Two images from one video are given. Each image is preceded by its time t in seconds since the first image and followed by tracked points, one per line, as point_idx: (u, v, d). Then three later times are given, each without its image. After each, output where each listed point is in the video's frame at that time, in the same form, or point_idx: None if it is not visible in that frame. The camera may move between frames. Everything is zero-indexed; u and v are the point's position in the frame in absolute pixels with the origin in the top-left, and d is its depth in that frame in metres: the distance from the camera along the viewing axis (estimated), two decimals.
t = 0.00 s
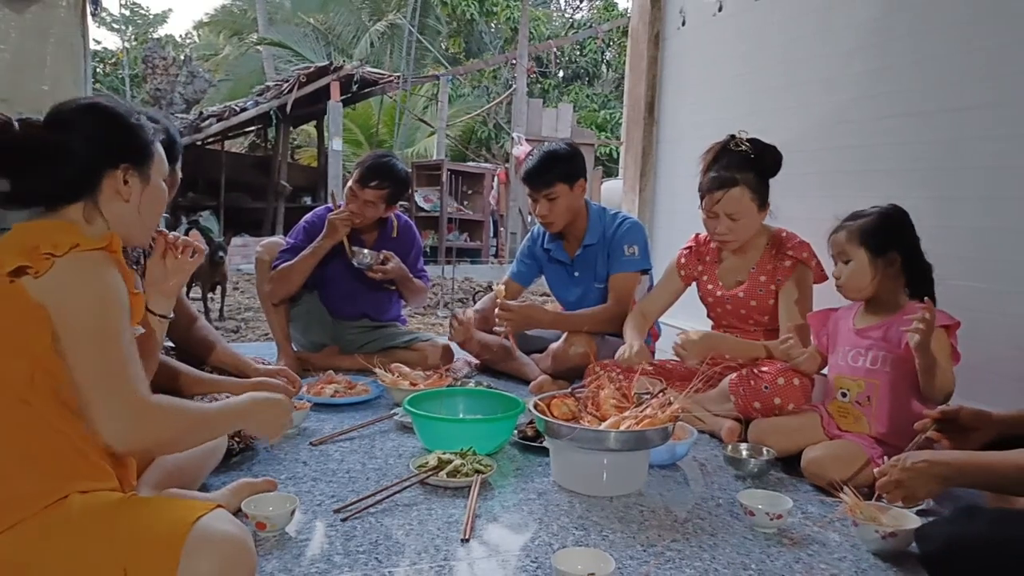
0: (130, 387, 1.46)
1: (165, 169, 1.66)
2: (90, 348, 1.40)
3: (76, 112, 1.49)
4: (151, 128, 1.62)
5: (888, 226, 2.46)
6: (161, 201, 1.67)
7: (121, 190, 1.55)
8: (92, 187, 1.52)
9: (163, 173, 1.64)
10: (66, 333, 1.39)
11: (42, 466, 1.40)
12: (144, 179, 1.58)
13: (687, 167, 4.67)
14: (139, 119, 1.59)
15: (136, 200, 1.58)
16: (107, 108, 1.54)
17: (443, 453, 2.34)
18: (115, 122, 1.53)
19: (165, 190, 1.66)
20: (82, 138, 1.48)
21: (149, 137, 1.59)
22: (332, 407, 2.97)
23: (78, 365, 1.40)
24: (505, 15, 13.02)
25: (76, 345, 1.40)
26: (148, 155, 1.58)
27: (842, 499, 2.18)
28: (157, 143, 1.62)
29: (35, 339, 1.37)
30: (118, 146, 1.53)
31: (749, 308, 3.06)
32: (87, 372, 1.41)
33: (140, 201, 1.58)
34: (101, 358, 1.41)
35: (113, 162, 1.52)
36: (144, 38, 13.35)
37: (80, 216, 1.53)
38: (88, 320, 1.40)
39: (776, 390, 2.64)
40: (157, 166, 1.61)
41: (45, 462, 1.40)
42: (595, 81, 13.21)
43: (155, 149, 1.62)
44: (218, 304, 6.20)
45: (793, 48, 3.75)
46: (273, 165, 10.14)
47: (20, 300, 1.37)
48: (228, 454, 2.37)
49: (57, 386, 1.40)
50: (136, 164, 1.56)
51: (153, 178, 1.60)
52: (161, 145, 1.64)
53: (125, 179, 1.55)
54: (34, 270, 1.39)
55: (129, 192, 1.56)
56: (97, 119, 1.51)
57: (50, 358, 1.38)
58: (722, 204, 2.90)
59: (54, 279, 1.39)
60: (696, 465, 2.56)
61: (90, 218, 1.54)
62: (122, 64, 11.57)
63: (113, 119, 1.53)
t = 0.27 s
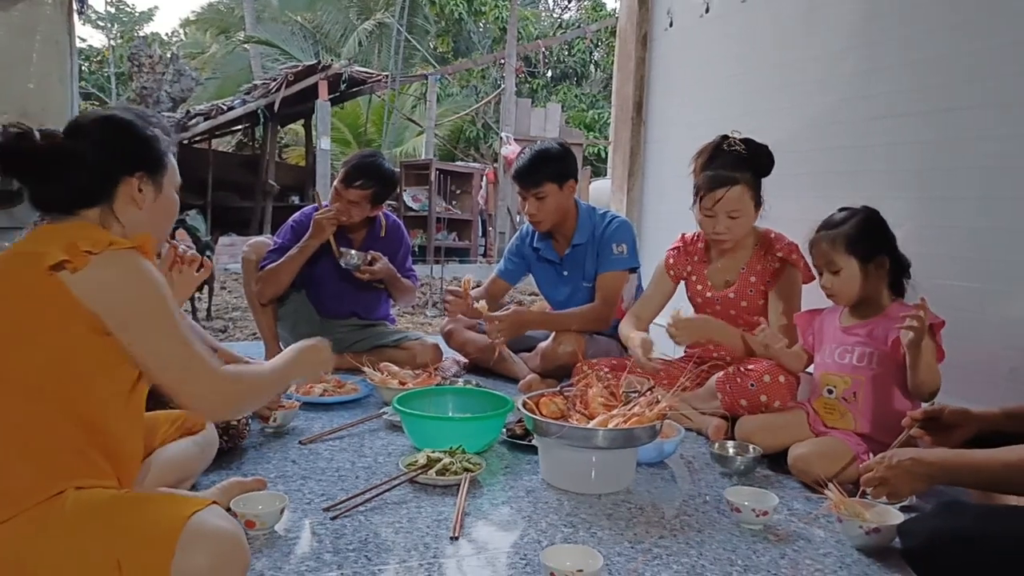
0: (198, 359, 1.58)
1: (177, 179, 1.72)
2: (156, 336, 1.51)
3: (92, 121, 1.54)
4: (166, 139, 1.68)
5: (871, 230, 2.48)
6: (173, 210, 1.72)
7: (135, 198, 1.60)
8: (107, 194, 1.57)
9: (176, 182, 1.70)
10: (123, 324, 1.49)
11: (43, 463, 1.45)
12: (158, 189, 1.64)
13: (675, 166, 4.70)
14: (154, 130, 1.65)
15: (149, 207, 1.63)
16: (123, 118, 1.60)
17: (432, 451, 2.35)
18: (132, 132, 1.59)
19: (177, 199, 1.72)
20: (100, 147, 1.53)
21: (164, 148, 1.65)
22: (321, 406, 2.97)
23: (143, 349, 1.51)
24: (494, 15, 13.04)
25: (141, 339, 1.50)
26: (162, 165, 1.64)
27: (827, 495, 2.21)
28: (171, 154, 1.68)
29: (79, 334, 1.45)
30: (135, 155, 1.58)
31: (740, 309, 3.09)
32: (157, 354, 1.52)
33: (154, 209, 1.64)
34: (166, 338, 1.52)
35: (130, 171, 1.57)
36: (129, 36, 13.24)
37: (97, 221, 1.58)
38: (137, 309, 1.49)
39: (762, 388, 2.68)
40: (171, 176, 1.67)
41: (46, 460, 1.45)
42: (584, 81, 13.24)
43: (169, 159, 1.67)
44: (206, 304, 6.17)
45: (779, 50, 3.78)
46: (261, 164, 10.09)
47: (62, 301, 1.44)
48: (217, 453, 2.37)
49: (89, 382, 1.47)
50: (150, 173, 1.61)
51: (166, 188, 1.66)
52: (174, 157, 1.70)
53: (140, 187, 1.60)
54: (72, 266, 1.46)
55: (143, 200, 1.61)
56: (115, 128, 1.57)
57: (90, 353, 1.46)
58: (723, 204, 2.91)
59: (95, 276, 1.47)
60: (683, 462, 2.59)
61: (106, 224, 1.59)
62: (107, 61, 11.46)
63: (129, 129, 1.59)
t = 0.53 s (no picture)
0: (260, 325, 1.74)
1: (192, 192, 1.79)
2: (213, 317, 1.66)
3: (116, 134, 1.61)
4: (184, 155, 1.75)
5: (859, 231, 2.49)
6: (185, 219, 1.79)
7: (152, 206, 1.67)
8: (123, 203, 1.63)
9: (190, 196, 1.78)
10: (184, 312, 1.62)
11: (53, 458, 1.51)
12: (173, 200, 1.71)
13: (667, 167, 4.71)
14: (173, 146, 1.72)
15: (164, 217, 1.70)
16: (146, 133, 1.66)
17: (425, 452, 2.35)
18: (153, 147, 1.65)
19: (190, 210, 1.79)
20: (122, 159, 1.60)
21: (181, 162, 1.72)
22: (314, 406, 2.96)
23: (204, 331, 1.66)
24: (487, 15, 13.02)
25: (200, 323, 1.65)
26: (179, 180, 1.71)
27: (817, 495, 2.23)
28: (188, 169, 1.75)
29: (121, 332, 1.55)
30: (153, 169, 1.65)
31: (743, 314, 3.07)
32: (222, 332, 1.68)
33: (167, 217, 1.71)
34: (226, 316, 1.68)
35: (147, 183, 1.64)
36: (119, 35, 13.18)
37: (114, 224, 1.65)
38: (189, 298, 1.62)
39: (753, 389, 2.74)
40: (186, 189, 1.74)
41: (56, 454, 1.51)
42: (577, 82, 13.24)
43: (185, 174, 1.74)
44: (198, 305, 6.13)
45: (770, 52, 3.80)
46: (252, 164, 10.06)
47: (106, 301, 1.53)
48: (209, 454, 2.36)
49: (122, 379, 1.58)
50: (168, 185, 1.68)
51: (181, 200, 1.73)
52: (192, 171, 1.77)
53: (156, 197, 1.67)
54: (112, 266, 1.54)
55: (158, 210, 1.69)
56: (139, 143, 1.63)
57: (130, 348, 1.57)
58: (727, 203, 2.90)
59: (140, 274, 1.57)
60: (674, 462, 2.59)
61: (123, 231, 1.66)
62: (98, 61, 11.41)
63: (151, 144, 1.65)
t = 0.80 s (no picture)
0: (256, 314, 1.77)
1: (187, 195, 1.80)
2: (216, 313, 1.68)
3: (110, 135, 1.63)
4: (179, 156, 1.76)
5: (858, 229, 2.49)
6: (181, 221, 1.80)
7: (145, 206, 1.68)
8: (115, 201, 1.64)
9: (185, 198, 1.79)
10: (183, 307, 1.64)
11: (52, 457, 1.51)
12: (167, 199, 1.72)
13: (663, 166, 4.72)
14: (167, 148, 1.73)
15: (158, 215, 1.71)
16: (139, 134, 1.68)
17: (422, 452, 2.35)
18: (147, 147, 1.66)
19: (185, 212, 1.80)
20: (115, 157, 1.61)
21: (175, 163, 1.73)
22: (311, 407, 2.96)
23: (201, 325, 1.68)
24: (483, 15, 13.02)
25: (204, 321, 1.67)
26: (172, 180, 1.72)
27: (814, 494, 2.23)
28: (182, 170, 1.76)
29: (119, 329, 1.55)
30: (147, 168, 1.66)
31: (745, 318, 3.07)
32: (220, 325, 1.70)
33: (160, 217, 1.72)
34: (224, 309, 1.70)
35: (140, 181, 1.65)
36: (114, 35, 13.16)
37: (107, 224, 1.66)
38: (190, 293, 1.64)
39: (749, 390, 2.71)
40: (179, 190, 1.75)
41: (56, 453, 1.51)
42: (573, 81, 13.24)
43: (179, 175, 1.75)
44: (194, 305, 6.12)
45: (766, 51, 3.81)
46: (248, 164, 10.04)
47: (102, 298, 1.54)
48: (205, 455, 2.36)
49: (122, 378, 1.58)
50: (161, 184, 1.69)
51: (174, 200, 1.73)
52: (186, 173, 1.78)
53: (148, 196, 1.68)
54: (107, 264, 1.55)
55: (152, 208, 1.69)
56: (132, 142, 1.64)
57: (131, 344, 1.58)
58: (732, 207, 2.87)
59: (137, 271, 1.58)
60: (671, 462, 2.60)
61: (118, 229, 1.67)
62: (93, 61, 11.38)
63: (145, 143, 1.66)
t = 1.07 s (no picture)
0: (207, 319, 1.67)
1: (162, 184, 1.77)
2: (164, 317, 1.59)
3: (80, 123, 1.62)
4: (153, 144, 1.75)
5: (856, 231, 2.49)
6: (155, 212, 1.77)
7: (116, 194, 1.64)
8: (86, 189, 1.61)
9: (159, 187, 1.76)
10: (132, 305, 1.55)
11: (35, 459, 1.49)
12: (140, 187, 1.69)
13: (659, 166, 4.72)
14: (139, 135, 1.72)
15: (129, 206, 1.68)
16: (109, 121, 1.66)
17: (419, 451, 2.34)
18: (117, 133, 1.65)
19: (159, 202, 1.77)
20: (85, 143, 1.59)
21: (148, 149, 1.71)
22: (308, 406, 2.96)
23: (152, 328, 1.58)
24: (480, 14, 13.02)
25: (151, 324, 1.58)
26: (144, 167, 1.69)
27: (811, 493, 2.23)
28: (156, 157, 1.74)
29: (71, 325, 1.50)
30: (117, 154, 1.63)
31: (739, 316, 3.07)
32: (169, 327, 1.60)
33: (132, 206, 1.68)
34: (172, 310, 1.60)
35: (110, 167, 1.63)
36: (111, 34, 13.13)
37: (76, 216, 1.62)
38: (140, 294, 1.56)
39: (746, 390, 2.70)
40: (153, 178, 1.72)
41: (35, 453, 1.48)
42: (570, 80, 13.24)
43: (152, 163, 1.73)
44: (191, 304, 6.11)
45: (763, 50, 3.81)
46: (245, 163, 10.03)
47: (52, 293, 1.49)
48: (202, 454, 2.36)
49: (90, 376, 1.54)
50: (132, 172, 1.67)
51: (147, 187, 1.71)
52: (161, 161, 1.76)
53: (120, 184, 1.65)
54: (58, 258, 1.49)
55: (123, 197, 1.66)
56: (101, 129, 1.63)
57: (90, 341, 1.53)
58: (731, 209, 2.89)
59: (86, 267, 1.52)
60: (669, 461, 2.60)
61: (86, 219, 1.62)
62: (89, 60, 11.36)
63: (114, 130, 1.65)
